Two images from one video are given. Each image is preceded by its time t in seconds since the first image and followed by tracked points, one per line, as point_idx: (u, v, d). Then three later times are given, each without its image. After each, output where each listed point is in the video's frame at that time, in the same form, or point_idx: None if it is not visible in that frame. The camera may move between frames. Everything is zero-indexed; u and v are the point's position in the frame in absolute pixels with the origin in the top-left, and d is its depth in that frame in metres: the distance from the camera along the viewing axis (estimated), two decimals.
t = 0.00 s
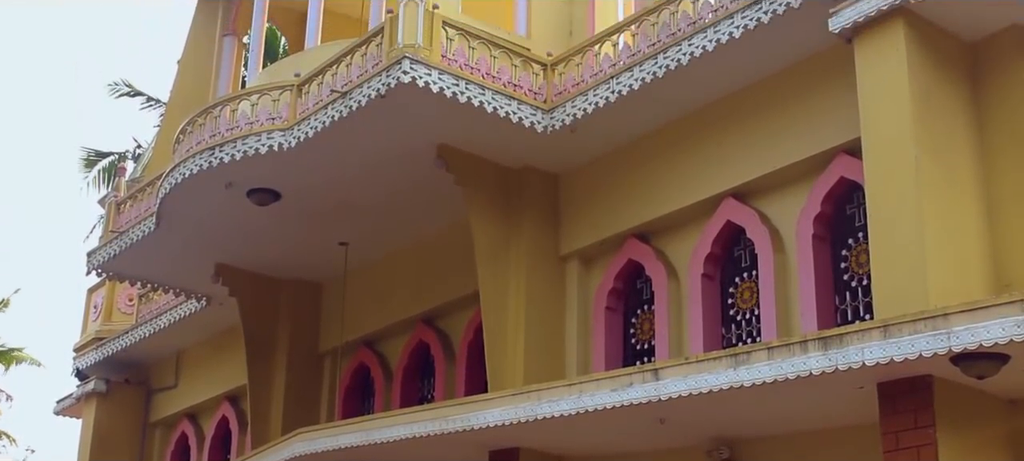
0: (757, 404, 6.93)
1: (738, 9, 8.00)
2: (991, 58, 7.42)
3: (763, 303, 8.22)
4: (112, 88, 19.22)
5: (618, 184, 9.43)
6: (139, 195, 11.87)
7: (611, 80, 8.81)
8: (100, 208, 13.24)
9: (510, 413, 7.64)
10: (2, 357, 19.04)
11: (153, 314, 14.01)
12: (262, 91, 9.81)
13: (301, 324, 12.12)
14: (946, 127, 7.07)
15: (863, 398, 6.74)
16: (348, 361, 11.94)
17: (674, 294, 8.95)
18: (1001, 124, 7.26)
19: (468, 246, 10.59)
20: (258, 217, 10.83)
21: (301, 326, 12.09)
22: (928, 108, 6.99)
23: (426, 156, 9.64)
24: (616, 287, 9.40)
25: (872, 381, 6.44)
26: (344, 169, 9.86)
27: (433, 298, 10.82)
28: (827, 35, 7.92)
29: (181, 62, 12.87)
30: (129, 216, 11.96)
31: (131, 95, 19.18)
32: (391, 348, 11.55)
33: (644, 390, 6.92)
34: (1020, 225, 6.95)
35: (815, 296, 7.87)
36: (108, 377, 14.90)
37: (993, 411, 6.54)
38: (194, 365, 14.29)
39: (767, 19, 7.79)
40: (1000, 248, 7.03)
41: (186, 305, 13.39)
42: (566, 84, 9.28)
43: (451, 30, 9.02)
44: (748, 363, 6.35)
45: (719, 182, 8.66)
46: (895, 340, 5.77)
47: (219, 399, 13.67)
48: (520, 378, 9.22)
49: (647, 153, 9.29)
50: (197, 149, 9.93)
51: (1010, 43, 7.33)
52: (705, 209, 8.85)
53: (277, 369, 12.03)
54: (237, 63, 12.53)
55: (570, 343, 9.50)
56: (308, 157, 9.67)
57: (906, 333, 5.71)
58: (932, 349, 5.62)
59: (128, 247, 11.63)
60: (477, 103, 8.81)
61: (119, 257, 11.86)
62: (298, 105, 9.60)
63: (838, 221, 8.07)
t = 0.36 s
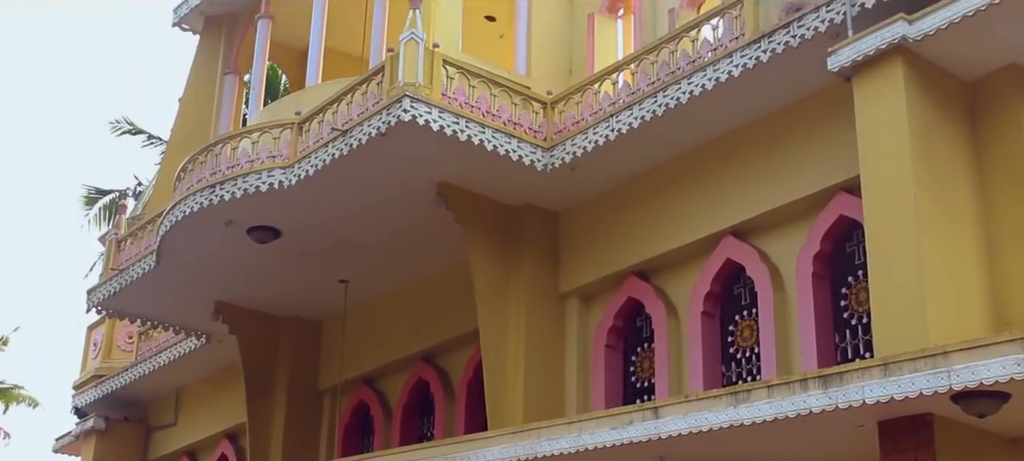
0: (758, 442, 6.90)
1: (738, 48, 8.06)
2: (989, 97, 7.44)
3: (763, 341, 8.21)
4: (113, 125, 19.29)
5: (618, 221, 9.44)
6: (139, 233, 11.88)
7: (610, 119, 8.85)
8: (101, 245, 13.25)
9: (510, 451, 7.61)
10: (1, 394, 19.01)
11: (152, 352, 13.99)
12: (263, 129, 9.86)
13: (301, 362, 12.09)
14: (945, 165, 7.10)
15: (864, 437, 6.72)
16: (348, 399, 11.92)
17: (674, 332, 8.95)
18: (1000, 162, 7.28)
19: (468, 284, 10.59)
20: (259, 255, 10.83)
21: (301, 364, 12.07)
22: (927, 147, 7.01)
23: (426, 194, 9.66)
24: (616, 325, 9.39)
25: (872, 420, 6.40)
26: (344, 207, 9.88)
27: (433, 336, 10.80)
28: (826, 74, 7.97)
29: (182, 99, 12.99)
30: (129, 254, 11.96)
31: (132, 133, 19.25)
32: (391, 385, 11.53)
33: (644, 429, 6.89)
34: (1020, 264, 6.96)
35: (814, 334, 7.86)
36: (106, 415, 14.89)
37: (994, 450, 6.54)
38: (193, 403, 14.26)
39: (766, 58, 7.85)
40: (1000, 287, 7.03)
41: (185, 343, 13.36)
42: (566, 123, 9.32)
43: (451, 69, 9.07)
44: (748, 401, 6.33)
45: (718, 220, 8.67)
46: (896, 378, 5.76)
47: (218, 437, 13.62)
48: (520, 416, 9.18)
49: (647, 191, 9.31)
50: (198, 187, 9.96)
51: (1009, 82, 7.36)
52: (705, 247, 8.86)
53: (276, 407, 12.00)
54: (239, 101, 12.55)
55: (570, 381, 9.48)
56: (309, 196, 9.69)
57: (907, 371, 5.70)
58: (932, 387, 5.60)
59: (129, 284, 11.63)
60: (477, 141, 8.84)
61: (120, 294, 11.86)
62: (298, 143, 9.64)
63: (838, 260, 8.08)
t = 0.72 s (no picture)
0: None
1: (738, 76, 8.09)
2: (988, 126, 7.46)
3: (763, 370, 8.19)
4: (113, 154, 19.32)
5: (618, 250, 9.44)
6: (139, 261, 11.87)
7: (610, 147, 8.86)
8: (101, 273, 13.23)
9: None
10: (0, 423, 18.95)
11: (152, 380, 13.95)
12: (263, 158, 9.88)
13: (301, 390, 12.06)
14: (944, 194, 7.11)
15: None
16: (348, 427, 11.89)
17: (674, 361, 8.93)
18: (999, 191, 7.29)
19: (468, 313, 10.58)
20: (259, 283, 10.82)
21: (301, 392, 12.04)
22: (926, 176, 7.02)
23: (426, 223, 9.66)
24: (616, 354, 9.38)
25: (873, 449, 6.32)
26: (344, 236, 9.88)
27: (433, 365, 10.78)
28: (826, 103, 7.99)
29: (183, 127, 13.00)
30: (129, 282, 11.94)
31: (132, 161, 19.28)
32: (391, 414, 11.50)
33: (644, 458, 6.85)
34: (1021, 292, 6.95)
35: (814, 363, 7.85)
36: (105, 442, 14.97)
37: None
38: (193, 432, 14.22)
39: (766, 87, 7.88)
40: (1001, 315, 7.02)
41: (185, 371, 13.32)
42: (566, 152, 9.34)
43: (451, 98, 9.10)
44: (748, 430, 6.29)
45: (718, 248, 8.67)
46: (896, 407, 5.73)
47: None
48: (519, 445, 9.14)
49: (647, 219, 9.32)
50: (198, 215, 9.97)
51: (1007, 111, 7.38)
52: (706, 276, 8.86)
53: (276, 435, 11.96)
54: (239, 130, 12.56)
55: (569, 410, 9.45)
56: (309, 224, 9.70)
57: (907, 399, 5.67)
58: (933, 416, 5.57)
59: (128, 312, 11.61)
60: (477, 170, 8.85)
61: (119, 323, 11.83)
62: (298, 172, 9.65)
63: (838, 289, 8.08)
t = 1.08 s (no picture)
0: None
1: (738, 107, 8.10)
2: (988, 157, 7.47)
3: (764, 401, 8.17)
4: (113, 184, 19.31)
5: (618, 280, 9.44)
6: (140, 291, 11.85)
7: (610, 178, 8.87)
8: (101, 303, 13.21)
9: None
10: None
11: (152, 410, 13.90)
12: (263, 188, 9.90)
13: (300, 421, 12.02)
14: (944, 224, 7.11)
15: None
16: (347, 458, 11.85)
17: (674, 392, 8.92)
18: (999, 223, 7.29)
19: (468, 343, 10.56)
20: (259, 313, 10.81)
21: (301, 423, 12.00)
22: (926, 206, 7.02)
23: (426, 253, 9.67)
24: (616, 385, 9.36)
25: None
26: (345, 266, 9.88)
27: (433, 395, 10.76)
28: (825, 133, 8.01)
29: (183, 158, 13.00)
30: (129, 312, 11.92)
31: (132, 191, 19.28)
32: (391, 444, 11.46)
33: None
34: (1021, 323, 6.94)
35: (815, 393, 7.83)
36: None
37: None
38: None
39: (766, 118, 7.90)
40: (1002, 346, 7.01)
41: (185, 401, 13.28)
42: (566, 183, 9.36)
43: (451, 129, 9.12)
44: None
45: (718, 279, 8.67)
46: (897, 438, 5.70)
47: None
48: None
49: (647, 250, 9.31)
50: (198, 245, 9.98)
51: (1006, 142, 7.39)
52: (706, 306, 8.85)
53: None
54: (239, 161, 12.60)
55: (569, 441, 9.42)
56: (310, 255, 9.70)
57: (908, 431, 5.64)
58: (934, 447, 5.54)
59: (128, 343, 11.58)
60: (477, 201, 8.86)
61: (119, 353, 11.80)
62: (299, 202, 9.66)
63: (838, 320, 8.07)
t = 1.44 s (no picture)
0: None
1: (737, 145, 8.12)
2: (987, 194, 7.48)
3: (764, 438, 8.14)
4: (114, 220, 19.32)
5: (618, 317, 9.42)
6: (139, 327, 11.82)
7: (610, 215, 8.88)
8: (100, 339, 13.17)
9: None
10: None
11: (151, 447, 13.90)
12: (263, 225, 9.90)
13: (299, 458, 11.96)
14: (944, 262, 7.11)
15: None
16: None
17: (674, 429, 8.88)
18: (998, 260, 7.28)
19: (468, 381, 10.53)
20: (259, 350, 10.79)
21: None
22: (925, 243, 7.02)
23: (426, 290, 9.66)
24: (616, 422, 9.33)
25: None
26: (345, 304, 9.87)
27: (433, 433, 10.71)
28: (824, 170, 8.02)
29: (183, 195, 13.00)
30: (129, 349, 11.88)
31: (132, 227, 19.30)
32: None
33: None
34: (1021, 361, 6.92)
35: (815, 431, 7.80)
36: None
37: None
38: None
39: (765, 155, 7.91)
40: (1002, 383, 6.98)
41: (184, 438, 13.27)
42: (566, 219, 9.36)
43: (452, 166, 9.13)
44: None
45: (718, 316, 8.65)
46: None
47: None
48: None
49: (647, 287, 9.30)
50: (198, 282, 9.98)
51: (1005, 179, 7.40)
52: (706, 343, 8.83)
53: None
54: (239, 199, 12.64)
55: None
56: (310, 292, 9.69)
57: None
58: None
59: (128, 379, 11.54)
60: (477, 237, 8.87)
61: (118, 390, 11.76)
62: (299, 239, 9.67)
63: (839, 357, 8.05)
